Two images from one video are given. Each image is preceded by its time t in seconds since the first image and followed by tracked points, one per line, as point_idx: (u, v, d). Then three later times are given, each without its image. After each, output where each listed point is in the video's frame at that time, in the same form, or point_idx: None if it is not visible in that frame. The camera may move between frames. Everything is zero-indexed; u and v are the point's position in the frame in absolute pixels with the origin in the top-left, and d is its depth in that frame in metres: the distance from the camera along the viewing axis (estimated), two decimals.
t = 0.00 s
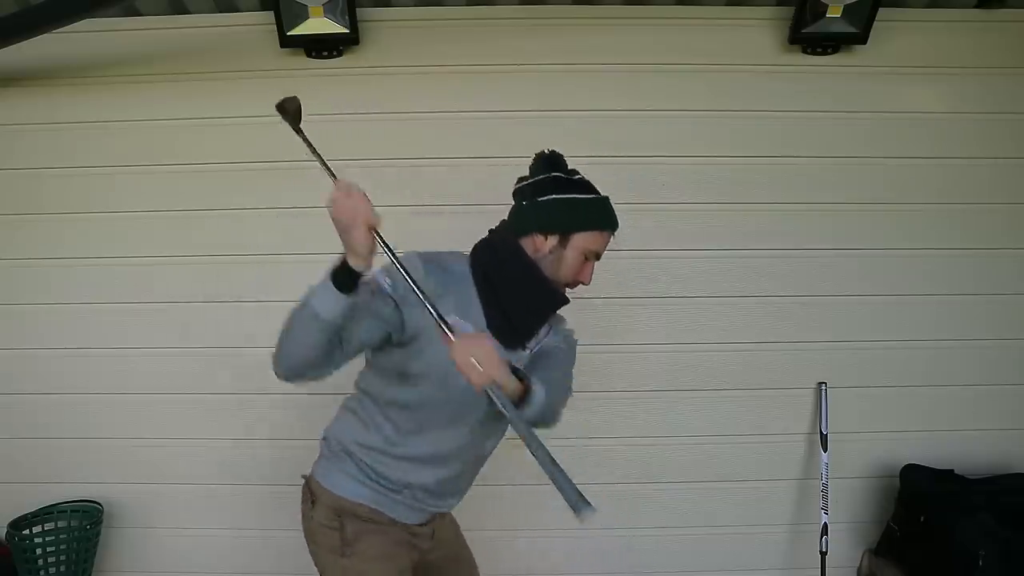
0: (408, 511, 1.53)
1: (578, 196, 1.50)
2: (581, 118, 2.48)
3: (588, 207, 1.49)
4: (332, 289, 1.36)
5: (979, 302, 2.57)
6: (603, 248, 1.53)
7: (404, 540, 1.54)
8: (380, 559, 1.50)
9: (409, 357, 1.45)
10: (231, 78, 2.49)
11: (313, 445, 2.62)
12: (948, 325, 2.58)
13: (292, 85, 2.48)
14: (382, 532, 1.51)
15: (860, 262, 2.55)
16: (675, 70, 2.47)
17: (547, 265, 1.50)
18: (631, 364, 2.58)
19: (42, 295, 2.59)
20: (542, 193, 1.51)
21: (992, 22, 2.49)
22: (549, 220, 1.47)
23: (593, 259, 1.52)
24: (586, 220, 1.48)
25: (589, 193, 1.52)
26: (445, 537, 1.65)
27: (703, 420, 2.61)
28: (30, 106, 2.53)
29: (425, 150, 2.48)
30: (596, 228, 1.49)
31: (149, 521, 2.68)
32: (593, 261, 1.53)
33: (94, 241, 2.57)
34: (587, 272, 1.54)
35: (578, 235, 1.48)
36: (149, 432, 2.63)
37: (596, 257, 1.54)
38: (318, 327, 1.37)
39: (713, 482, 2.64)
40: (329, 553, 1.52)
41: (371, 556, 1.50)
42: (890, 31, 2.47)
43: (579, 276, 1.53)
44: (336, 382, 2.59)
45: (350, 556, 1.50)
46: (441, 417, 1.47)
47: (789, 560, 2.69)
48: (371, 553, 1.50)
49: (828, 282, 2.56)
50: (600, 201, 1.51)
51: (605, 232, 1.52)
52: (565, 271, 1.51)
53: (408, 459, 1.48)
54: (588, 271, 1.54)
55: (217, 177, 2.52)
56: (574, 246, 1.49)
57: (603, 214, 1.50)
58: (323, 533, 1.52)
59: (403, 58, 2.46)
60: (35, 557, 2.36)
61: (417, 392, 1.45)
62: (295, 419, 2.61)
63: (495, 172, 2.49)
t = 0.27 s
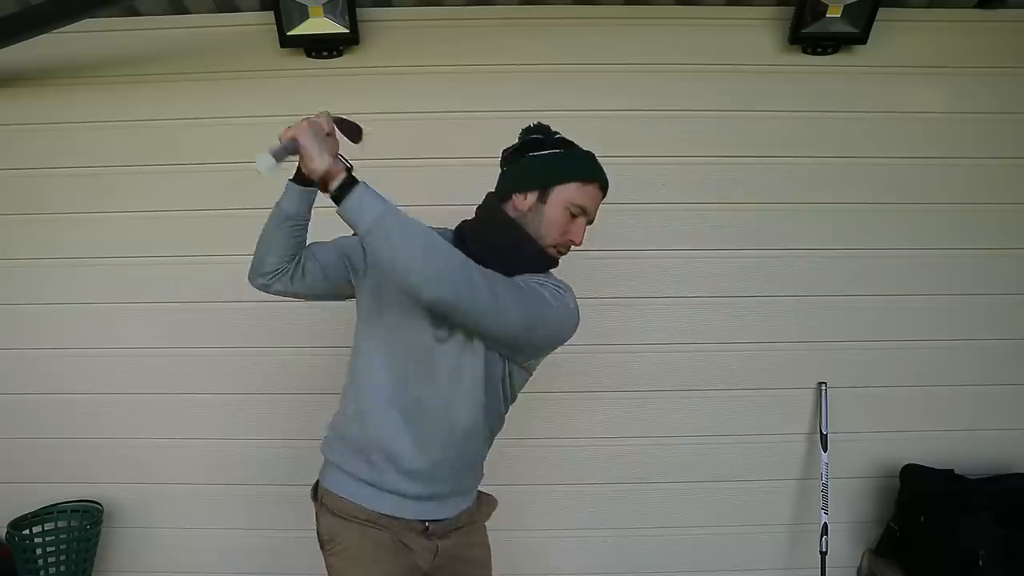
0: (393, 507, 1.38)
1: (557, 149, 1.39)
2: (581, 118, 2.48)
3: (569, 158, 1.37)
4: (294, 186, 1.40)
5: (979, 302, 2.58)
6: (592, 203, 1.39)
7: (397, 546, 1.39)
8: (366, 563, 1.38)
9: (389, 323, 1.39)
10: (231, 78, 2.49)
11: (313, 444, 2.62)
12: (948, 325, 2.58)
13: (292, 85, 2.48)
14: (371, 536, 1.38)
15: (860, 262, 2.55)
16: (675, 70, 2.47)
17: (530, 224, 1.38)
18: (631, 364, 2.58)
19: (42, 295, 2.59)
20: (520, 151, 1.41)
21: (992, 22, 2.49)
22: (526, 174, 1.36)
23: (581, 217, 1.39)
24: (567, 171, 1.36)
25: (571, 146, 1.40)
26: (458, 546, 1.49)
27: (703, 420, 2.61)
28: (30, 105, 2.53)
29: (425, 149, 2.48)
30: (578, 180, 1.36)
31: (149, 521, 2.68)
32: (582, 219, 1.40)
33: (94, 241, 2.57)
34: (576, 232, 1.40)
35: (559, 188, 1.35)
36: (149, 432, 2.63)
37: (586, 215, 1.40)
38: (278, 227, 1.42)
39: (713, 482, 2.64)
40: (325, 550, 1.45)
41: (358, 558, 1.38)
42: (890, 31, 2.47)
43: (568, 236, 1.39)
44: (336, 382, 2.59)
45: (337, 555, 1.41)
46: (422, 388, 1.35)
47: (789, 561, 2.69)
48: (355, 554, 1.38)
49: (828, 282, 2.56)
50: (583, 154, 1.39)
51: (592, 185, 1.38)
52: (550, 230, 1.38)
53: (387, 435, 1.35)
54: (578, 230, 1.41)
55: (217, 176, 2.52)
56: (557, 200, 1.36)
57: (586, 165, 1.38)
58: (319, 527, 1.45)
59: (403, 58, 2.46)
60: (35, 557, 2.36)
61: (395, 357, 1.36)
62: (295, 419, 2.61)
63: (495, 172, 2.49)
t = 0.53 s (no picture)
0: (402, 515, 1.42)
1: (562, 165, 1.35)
2: (581, 118, 2.48)
3: (576, 176, 1.34)
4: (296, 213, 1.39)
5: (978, 302, 2.58)
6: (595, 219, 1.37)
7: (403, 546, 1.42)
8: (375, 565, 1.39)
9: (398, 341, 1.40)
10: (231, 78, 2.49)
11: (313, 444, 2.62)
12: (948, 325, 2.58)
13: (292, 85, 2.48)
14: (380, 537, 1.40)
15: (860, 262, 2.55)
16: (675, 70, 2.47)
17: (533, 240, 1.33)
18: (631, 364, 2.58)
19: (42, 294, 2.59)
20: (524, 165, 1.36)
21: (992, 22, 2.49)
22: (532, 190, 1.32)
23: (584, 232, 1.36)
24: (573, 189, 1.33)
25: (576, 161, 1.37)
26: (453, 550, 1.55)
27: (703, 420, 2.61)
28: (30, 105, 2.53)
29: (425, 150, 2.48)
30: (584, 197, 1.33)
31: (149, 521, 2.68)
32: (585, 233, 1.37)
33: (94, 241, 2.57)
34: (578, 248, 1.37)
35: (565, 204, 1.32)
36: (149, 432, 2.63)
37: (589, 231, 1.38)
38: (286, 256, 1.41)
39: (713, 482, 2.64)
40: (329, 550, 1.44)
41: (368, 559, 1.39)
42: (890, 31, 2.47)
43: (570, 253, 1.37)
44: (336, 383, 2.59)
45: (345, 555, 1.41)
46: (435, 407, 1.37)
47: (789, 561, 2.69)
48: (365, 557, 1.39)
49: (828, 283, 2.56)
50: (589, 170, 1.36)
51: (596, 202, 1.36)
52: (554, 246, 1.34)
53: (398, 451, 1.38)
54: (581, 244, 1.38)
55: (217, 176, 2.52)
56: (563, 217, 1.33)
57: (593, 182, 1.35)
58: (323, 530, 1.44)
59: (403, 58, 2.46)
60: (35, 557, 2.36)
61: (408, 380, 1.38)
62: (295, 419, 2.61)
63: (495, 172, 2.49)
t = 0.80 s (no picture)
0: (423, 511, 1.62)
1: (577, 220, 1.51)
2: (581, 118, 2.48)
3: (590, 234, 1.50)
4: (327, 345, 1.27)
5: (978, 302, 2.57)
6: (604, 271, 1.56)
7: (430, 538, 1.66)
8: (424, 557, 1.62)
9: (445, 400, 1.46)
10: (231, 78, 2.49)
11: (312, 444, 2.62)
12: (948, 324, 2.58)
13: (292, 85, 2.48)
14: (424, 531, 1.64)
15: (860, 262, 2.55)
16: (675, 70, 2.47)
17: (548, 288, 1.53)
18: (631, 364, 2.58)
19: (42, 294, 2.59)
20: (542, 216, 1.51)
21: (992, 22, 2.49)
22: (551, 251, 1.49)
23: (594, 283, 1.56)
24: (587, 246, 1.50)
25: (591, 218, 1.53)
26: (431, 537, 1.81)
27: (703, 420, 2.61)
28: (30, 106, 2.53)
29: (425, 150, 2.48)
30: (597, 256, 1.52)
31: (149, 521, 2.68)
32: (594, 284, 1.57)
33: (94, 241, 2.57)
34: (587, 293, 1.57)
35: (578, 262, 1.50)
36: (149, 431, 2.63)
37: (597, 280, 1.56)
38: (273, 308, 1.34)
39: (713, 482, 2.64)
40: (381, 559, 1.56)
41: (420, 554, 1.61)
42: (890, 30, 2.47)
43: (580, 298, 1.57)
44: (336, 383, 2.59)
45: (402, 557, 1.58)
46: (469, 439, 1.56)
47: (789, 561, 2.69)
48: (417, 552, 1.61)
49: (828, 283, 2.56)
50: (602, 225, 1.53)
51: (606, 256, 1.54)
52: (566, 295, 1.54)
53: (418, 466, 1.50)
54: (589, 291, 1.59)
55: (217, 176, 2.52)
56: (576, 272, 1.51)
57: (605, 239, 1.52)
58: (373, 541, 1.55)
59: (403, 58, 2.46)
60: (35, 556, 2.36)
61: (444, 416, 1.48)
62: (295, 419, 2.61)
63: (495, 172, 2.49)
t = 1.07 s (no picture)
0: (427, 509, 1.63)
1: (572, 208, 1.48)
2: (581, 118, 2.48)
3: (586, 222, 1.47)
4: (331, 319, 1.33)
5: (978, 302, 2.58)
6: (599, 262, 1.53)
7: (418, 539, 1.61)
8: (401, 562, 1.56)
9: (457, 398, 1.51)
10: (231, 78, 2.49)
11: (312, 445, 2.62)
12: (948, 325, 2.58)
13: (292, 85, 2.48)
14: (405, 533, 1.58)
15: (860, 262, 2.55)
16: (675, 70, 2.47)
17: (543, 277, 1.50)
18: (631, 364, 2.58)
19: (42, 294, 2.59)
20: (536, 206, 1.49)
21: (992, 22, 2.48)
22: (547, 239, 1.46)
23: (591, 272, 1.53)
24: (581, 234, 1.47)
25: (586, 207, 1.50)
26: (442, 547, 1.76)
27: (703, 420, 2.61)
28: (30, 106, 2.53)
29: (425, 150, 2.48)
30: (593, 243, 1.49)
31: (149, 521, 2.68)
32: (591, 273, 1.54)
33: (94, 241, 2.57)
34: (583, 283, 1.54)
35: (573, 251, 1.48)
36: (149, 431, 2.63)
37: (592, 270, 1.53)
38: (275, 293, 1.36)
39: (713, 482, 2.64)
40: (357, 555, 1.52)
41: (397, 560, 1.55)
42: (890, 31, 2.47)
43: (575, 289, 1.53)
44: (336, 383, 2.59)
45: (377, 554, 1.54)
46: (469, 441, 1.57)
47: (789, 561, 2.69)
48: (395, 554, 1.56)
49: (828, 283, 2.56)
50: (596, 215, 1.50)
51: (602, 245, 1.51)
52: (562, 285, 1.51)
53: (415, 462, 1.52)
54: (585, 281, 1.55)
55: (217, 177, 2.52)
56: (571, 261, 1.49)
57: (600, 228, 1.50)
58: (352, 535, 1.52)
59: (403, 58, 2.46)
60: (35, 557, 2.36)
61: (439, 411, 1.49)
62: (295, 419, 2.61)
63: (495, 172, 2.49)
